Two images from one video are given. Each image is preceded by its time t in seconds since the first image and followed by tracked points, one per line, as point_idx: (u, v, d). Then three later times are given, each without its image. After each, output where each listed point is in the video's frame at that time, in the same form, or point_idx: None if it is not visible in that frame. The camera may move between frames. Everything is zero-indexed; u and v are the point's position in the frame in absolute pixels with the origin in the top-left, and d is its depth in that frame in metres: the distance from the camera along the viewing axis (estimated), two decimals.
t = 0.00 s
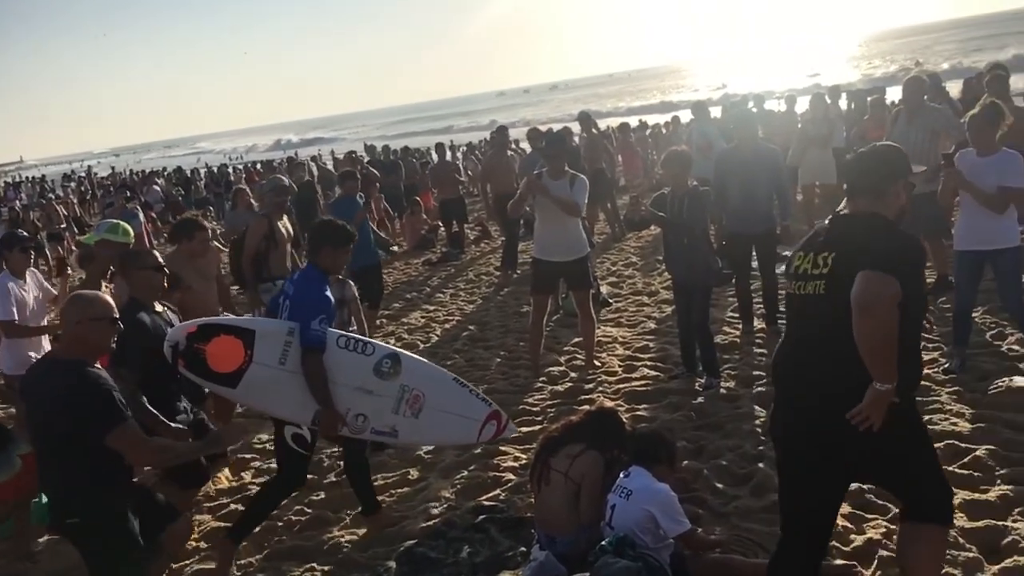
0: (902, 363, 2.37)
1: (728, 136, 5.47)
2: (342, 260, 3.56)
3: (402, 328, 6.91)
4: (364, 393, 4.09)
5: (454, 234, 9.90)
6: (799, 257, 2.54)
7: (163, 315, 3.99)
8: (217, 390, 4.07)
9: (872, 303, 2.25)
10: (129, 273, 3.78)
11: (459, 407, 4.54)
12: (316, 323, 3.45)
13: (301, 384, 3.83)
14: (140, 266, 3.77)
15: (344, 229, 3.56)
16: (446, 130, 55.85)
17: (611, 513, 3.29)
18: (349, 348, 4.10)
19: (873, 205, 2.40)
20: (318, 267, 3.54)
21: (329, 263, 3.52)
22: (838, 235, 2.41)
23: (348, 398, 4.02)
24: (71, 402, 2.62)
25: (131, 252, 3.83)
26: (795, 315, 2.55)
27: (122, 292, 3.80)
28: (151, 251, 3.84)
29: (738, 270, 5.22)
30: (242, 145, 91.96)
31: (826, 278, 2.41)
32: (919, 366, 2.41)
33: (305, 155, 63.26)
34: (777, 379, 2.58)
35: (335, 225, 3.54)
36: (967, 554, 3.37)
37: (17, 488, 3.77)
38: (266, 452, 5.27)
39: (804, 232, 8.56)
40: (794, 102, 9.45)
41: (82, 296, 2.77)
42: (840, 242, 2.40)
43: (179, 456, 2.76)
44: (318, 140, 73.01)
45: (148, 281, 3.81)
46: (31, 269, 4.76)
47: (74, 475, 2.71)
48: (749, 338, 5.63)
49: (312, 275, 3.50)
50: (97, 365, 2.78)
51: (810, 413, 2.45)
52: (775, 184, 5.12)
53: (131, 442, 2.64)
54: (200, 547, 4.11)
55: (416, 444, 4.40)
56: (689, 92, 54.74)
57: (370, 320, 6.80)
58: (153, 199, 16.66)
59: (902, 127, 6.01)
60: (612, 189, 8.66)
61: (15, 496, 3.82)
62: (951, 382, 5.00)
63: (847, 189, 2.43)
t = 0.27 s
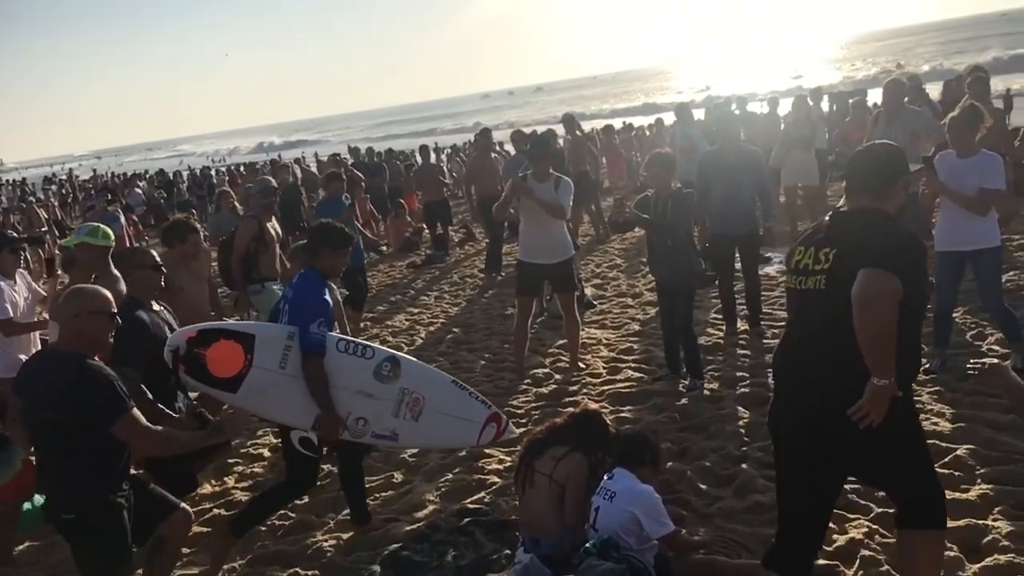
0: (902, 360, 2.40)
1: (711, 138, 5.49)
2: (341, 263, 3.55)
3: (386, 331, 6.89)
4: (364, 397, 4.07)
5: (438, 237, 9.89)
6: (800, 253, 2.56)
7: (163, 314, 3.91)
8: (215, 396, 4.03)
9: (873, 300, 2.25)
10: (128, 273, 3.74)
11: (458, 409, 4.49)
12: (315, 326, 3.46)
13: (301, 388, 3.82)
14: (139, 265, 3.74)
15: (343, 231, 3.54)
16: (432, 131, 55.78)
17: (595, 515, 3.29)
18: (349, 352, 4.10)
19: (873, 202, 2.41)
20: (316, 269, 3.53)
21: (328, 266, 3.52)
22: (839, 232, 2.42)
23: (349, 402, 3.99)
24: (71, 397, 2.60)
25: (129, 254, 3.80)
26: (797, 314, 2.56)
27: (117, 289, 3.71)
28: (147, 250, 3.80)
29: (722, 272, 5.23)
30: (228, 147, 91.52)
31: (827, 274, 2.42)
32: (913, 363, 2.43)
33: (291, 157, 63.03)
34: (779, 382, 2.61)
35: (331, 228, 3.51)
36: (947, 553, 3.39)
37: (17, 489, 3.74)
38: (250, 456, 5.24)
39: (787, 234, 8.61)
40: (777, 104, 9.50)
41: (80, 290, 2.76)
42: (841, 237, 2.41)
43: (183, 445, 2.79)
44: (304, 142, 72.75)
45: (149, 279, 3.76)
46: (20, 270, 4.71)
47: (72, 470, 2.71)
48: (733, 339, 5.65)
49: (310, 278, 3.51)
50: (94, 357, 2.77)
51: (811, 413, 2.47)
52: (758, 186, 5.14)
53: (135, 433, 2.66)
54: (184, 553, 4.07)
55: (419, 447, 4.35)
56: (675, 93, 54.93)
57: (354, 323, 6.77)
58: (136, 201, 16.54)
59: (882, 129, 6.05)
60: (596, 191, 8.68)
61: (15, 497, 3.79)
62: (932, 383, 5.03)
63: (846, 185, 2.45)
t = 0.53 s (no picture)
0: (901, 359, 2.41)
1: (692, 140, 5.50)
2: (337, 266, 3.65)
3: (368, 334, 6.87)
4: (361, 401, 4.08)
5: (420, 239, 9.87)
6: (797, 251, 2.58)
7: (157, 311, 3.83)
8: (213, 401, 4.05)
9: (871, 305, 2.28)
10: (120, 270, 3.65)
11: (454, 412, 4.47)
12: (310, 330, 3.53)
13: (299, 393, 3.91)
14: (133, 263, 3.64)
15: (338, 234, 3.65)
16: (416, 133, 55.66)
17: (577, 517, 3.28)
18: (344, 356, 4.06)
19: (870, 201, 2.44)
20: (312, 273, 3.62)
21: (325, 269, 3.61)
22: (838, 232, 2.45)
23: (345, 406, 4.02)
24: (70, 392, 2.64)
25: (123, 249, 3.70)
26: (794, 314, 2.58)
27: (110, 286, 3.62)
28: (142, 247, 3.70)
29: (703, 273, 5.25)
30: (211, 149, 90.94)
31: (825, 273, 2.46)
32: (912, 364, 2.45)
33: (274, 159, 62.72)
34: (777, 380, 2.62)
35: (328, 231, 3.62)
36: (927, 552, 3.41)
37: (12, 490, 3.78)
38: (231, 461, 5.20)
39: (768, 235, 8.65)
40: (757, 105, 9.56)
41: (76, 286, 2.81)
42: (840, 238, 2.44)
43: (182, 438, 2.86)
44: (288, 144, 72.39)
45: (146, 276, 3.67)
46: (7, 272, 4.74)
47: (69, 467, 2.72)
48: (714, 340, 5.67)
49: (307, 283, 3.59)
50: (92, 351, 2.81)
51: (809, 412, 2.49)
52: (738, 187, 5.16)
53: (136, 426, 2.70)
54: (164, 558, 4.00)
55: (416, 450, 4.37)
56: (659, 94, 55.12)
57: (336, 326, 6.74)
58: (115, 205, 16.39)
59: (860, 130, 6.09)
60: (578, 192, 8.69)
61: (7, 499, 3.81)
62: (912, 382, 5.07)
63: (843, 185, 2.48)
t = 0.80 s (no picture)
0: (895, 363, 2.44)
1: (670, 141, 5.51)
2: (328, 267, 3.63)
3: (347, 337, 6.83)
4: (354, 405, 4.17)
5: (400, 241, 9.83)
6: (790, 253, 2.60)
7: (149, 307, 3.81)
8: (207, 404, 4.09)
9: (877, 320, 2.29)
10: (111, 266, 3.62)
11: (448, 414, 4.47)
12: (303, 334, 3.50)
13: (293, 398, 4.02)
14: (124, 260, 3.62)
15: (327, 235, 3.62)
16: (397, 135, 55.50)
17: (558, 519, 3.27)
18: (337, 360, 4.18)
19: (863, 204, 2.47)
20: (302, 275, 3.59)
21: (316, 271, 3.59)
22: (830, 235, 2.47)
23: (338, 410, 4.11)
24: (62, 391, 2.64)
25: (113, 246, 3.68)
26: (786, 315, 2.62)
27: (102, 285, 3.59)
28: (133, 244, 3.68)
29: (682, 274, 5.26)
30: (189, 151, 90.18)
31: (820, 275, 2.47)
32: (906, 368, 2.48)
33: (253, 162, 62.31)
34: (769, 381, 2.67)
35: (319, 232, 3.60)
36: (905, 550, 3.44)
37: None
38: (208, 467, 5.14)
39: (745, 235, 8.70)
40: (735, 107, 9.61)
41: (70, 282, 2.79)
42: (834, 241, 2.45)
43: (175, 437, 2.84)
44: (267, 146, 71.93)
45: (138, 274, 3.66)
46: None
47: (62, 466, 2.73)
48: (694, 341, 5.69)
49: (299, 284, 3.56)
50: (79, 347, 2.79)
51: (799, 412, 2.53)
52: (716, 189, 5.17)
53: (127, 424, 2.69)
54: (139, 566, 3.93)
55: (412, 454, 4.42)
56: (639, 96, 55.31)
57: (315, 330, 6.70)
58: (89, 209, 16.18)
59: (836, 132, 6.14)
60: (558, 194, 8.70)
61: None
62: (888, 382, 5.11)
63: (837, 188, 2.49)
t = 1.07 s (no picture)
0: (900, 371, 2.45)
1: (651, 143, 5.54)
2: (324, 267, 3.60)
3: (329, 340, 6.80)
4: (350, 404, 4.17)
5: (381, 244, 9.82)
6: (786, 259, 2.63)
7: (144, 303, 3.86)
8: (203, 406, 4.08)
9: (880, 338, 2.32)
10: (107, 265, 3.66)
11: (445, 414, 4.47)
12: (299, 335, 3.52)
13: (290, 397, 4.01)
14: (118, 257, 3.65)
15: (323, 236, 3.59)
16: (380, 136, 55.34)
17: (541, 521, 3.26)
18: (333, 359, 4.15)
19: (858, 210, 2.48)
20: (300, 276, 3.59)
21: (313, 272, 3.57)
22: (828, 242, 2.49)
23: (335, 409, 4.10)
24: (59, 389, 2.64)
25: (106, 244, 3.72)
26: (781, 319, 2.66)
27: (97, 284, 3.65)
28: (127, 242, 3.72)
29: (663, 275, 5.28)
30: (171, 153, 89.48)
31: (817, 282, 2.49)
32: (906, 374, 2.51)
33: (235, 164, 61.97)
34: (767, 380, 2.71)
35: (318, 233, 3.58)
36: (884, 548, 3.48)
37: None
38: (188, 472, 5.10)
39: (726, 237, 8.75)
40: (715, 108, 9.66)
41: (64, 280, 2.78)
42: (832, 249, 2.46)
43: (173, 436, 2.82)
44: (250, 148, 71.51)
45: (134, 271, 3.70)
46: None
47: (62, 465, 2.73)
48: (675, 342, 5.72)
49: (296, 286, 3.57)
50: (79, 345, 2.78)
51: (796, 412, 2.57)
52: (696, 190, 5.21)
53: (125, 423, 2.69)
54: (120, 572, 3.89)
55: (408, 453, 4.44)
56: (622, 97, 55.48)
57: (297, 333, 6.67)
58: (67, 212, 16.03)
59: (815, 134, 6.19)
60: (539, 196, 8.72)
61: None
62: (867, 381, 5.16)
63: (829, 196, 2.52)
